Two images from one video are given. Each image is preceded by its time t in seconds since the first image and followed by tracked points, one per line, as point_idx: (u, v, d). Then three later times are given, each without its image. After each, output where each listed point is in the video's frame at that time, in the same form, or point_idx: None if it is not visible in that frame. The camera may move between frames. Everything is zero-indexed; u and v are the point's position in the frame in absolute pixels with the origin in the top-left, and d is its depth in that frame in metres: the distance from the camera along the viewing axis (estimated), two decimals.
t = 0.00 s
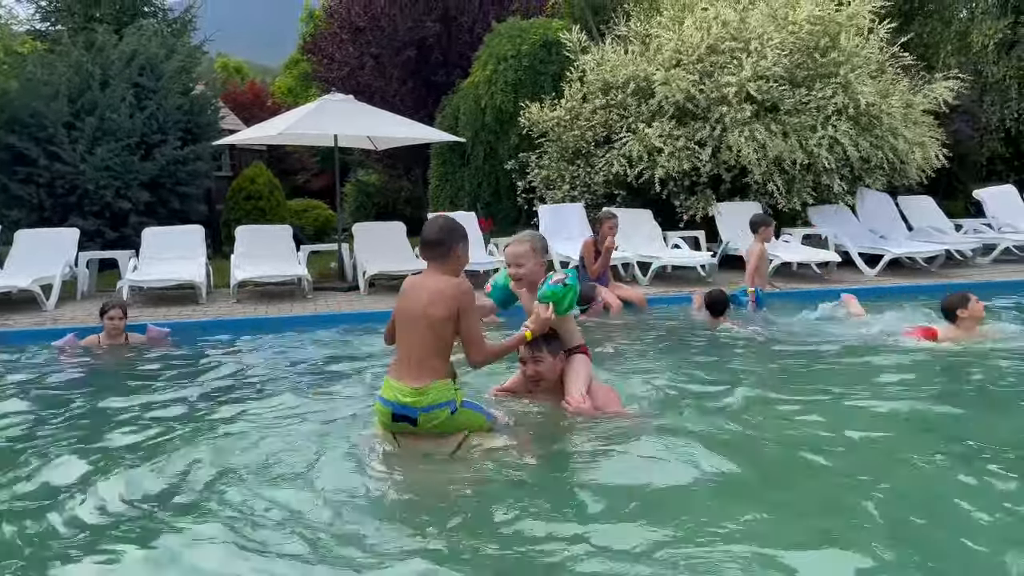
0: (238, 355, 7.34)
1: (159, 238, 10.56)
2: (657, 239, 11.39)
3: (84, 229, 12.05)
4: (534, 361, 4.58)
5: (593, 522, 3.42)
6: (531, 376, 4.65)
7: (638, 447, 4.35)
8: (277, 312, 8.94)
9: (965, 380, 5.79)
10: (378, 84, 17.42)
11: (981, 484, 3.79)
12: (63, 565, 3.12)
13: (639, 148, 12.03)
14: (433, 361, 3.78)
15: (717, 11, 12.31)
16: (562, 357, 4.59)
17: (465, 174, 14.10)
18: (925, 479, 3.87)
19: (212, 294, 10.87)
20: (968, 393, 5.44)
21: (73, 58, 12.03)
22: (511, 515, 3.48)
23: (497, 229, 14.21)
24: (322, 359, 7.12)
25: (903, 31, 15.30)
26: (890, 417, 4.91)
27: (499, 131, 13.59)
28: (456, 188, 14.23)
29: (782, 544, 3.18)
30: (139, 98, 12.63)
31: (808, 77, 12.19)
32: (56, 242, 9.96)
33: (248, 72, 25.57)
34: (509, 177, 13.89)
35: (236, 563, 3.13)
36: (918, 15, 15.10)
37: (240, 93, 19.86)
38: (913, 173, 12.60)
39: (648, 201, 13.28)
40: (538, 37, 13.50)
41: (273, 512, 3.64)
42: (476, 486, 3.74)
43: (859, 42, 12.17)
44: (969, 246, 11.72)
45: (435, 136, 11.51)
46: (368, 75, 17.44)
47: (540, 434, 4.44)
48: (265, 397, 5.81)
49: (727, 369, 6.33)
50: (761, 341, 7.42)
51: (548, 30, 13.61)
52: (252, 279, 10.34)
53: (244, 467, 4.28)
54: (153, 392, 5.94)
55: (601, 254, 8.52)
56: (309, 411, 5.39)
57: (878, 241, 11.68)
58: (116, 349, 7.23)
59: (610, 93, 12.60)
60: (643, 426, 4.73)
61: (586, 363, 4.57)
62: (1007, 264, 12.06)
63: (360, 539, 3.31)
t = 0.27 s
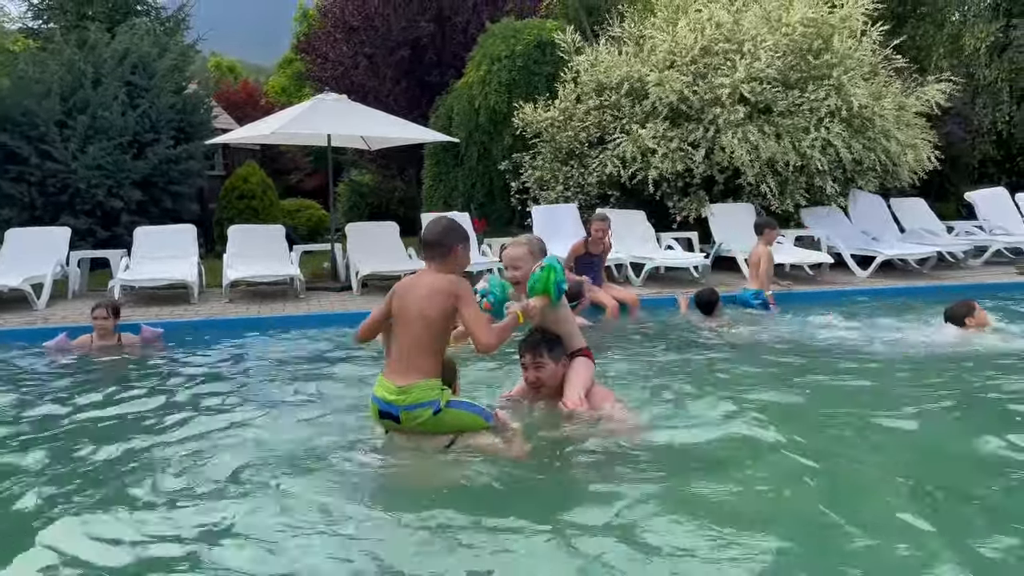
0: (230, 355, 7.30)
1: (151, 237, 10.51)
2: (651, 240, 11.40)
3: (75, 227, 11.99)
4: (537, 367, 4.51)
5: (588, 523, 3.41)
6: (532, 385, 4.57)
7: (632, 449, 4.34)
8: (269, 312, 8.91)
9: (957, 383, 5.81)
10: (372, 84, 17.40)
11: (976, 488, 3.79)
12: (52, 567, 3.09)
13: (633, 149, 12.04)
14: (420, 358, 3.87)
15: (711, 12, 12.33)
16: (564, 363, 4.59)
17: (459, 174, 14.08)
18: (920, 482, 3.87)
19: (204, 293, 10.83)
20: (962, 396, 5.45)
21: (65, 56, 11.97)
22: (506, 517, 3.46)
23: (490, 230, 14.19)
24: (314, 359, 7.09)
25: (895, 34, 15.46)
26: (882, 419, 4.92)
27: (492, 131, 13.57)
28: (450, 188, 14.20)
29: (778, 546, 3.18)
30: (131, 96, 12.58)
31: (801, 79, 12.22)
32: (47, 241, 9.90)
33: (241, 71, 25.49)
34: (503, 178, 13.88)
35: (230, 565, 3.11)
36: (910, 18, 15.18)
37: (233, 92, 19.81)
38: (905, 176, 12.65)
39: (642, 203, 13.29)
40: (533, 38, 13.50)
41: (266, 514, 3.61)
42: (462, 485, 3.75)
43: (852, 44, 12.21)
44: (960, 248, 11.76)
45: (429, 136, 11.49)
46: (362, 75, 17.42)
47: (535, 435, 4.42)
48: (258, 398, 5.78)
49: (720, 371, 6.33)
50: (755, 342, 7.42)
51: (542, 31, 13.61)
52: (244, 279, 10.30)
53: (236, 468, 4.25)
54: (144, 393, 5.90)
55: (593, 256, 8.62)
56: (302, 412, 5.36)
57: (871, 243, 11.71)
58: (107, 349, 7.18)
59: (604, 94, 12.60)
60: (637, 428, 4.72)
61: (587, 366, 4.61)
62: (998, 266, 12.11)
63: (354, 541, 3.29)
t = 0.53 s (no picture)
0: (224, 355, 7.28)
1: (145, 236, 10.48)
2: (645, 240, 11.41)
3: (68, 226, 11.95)
4: (531, 376, 4.49)
5: (583, 522, 3.41)
6: (527, 395, 4.54)
7: (626, 449, 4.35)
8: (263, 311, 8.89)
9: (950, 384, 5.83)
10: (367, 83, 17.40)
11: (969, 488, 3.81)
12: (44, 566, 3.08)
13: (628, 150, 12.05)
14: (420, 353, 3.87)
15: (706, 13, 12.36)
16: (560, 374, 4.54)
17: (454, 174, 14.03)
18: (914, 482, 3.88)
19: (198, 292, 10.79)
20: (956, 397, 5.48)
21: (59, 54, 11.92)
22: (500, 515, 3.47)
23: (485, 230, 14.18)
24: (308, 359, 7.08)
25: (890, 36, 15.54)
26: (875, 421, 4.94)
27: (487, 132, 13.57)
28: (445, 188, 14.19)
29: (772, 545, 3.19)
30: (125, 95, 12.54)
31: (795, 81, 12.26)
32: (40, 239, 9.87)
33: (236, 70, 25.41)
34: (498, 178, 13.88)
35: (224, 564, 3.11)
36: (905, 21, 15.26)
37: (228, 91, 19.77)
38: (899, 177, 12.70)
39: (636, 204, 13.30)
40: (528, 38, 13.51)
41: (261, 513, 3.61)
42: (457, 485, 3.74)
43: (846, 46, 12.25)
44: (953, 250, 11.80)
45: (424, 135, 11.47)
46: (357, 74, 17.40)
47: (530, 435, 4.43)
48: (252, 397, 5.78)
49: (714, 372, 6.34)
50: (749, 343, 7.45)
51: (537, 31, 13.62)
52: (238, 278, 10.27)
53: (231, 467, 4.25)
54: (138, 392, 5.89)
55: (587, 256, 8.62)
56: (296, 412, 5.35)
57: (864, 244, 11.74)
58: (100, 348, 7.16)
59: (598, 95, 12.62)
60: (632, 429, 4.74)
61: (584, 378, 4.54)
62: (990, 268, 12.16)
63: (349, 540, 3.29)
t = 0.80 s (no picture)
0: (219, 355, 7.27)
1: (140, 235, 10.45)
2: (641, 241, 11.42)
3: (63, 225, 11.92)
4: (538, 390, 4.48)
5: (580, 523, 3.41)
6: (529, 407, 4.52)
7: (622, 450, 4.36)
8: (258, 310, 8.88)
9: (943, 386, 5.86)
10: (363, 83, 17.39)
11: (961, 489, 3.83)
12: (38, 565, 3.08)
13: (623, 151, 12.06)
14: (417, 358, 3.90)
15: (702, 15, 12.37)
16: (566, 394, 4.55)
17: (449, 174, 14.01)
18: (910, 483, 3.89)
19: (193, 292, 10.77)
20: (951, 399, 5.49)
21: (54, 52, 11.89)
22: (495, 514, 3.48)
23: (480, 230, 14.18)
24: (303, 359, 7.07)
25: (885, 38, 15.60)
26: (868, 422, 4.96)
27: (483, 132, 13.57)
28: (440, 188, 14.17)
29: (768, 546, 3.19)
30: (120, 93, 12.51)
31: (791, 82, 12.29)
32: (34, 238, 9.84)
33: (231, 69, 25.35)
34: (493, 178, 13.88)
35: (219, 565, 3.10)
36: (900, 23, 15.32)
37: (223, 90, 19.74)
38: (893, 179, 12.73)
39: (632, 204, 13.31)
40: (524, 38, 13.51)
41: (256, 513, 3.62)
42: (454, 484, 3.74)
43: (841, 48, 12.28)
44: (948, 251, 11.83)
45: (420, 135, 11.47)
46: (353, 73, 17.40)
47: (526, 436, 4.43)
48: (247, 397, 5.77)
49: (708, 373, 6.36)
50: (744, 345, 7.46)
51: (533, 32, 13.62)
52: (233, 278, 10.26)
53: (226, 467, 4.25)
54: (133, 391, 5.88)
55: (583, 256, 8.58)
56: (291, 412, 5.35)
57: (859, 246, 11.77)
58: (94, 347, 7.13)
59: (594, 96, 12.62)
60: (628, 430, 4.74)
61: (589, 402, 4.57)
62: (984, 270, 12.20)
63: (345, 541, 3.28)
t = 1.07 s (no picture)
0: (217, 355, 7.26)
1: (138, 235, 10.44)
2: (639, 242, 11.42)
3: (61, 225, 11.91)
4: (539, 387, 4.49)
5: (580, 527, 3.39)
6: (530, 405, 4.53)
7: (620, 451, 4.36)
8: (256, 311, 8.87)
9: (942, 387, 5.86)
10: (361, 84, 17.41)
11: (959, 490, 3.84)
12: (36, 566, 3.08)
13: (622, 151, 12.06)
14: (422, 356, 3.80)
15: (700, 16, 12.38)
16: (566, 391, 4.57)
17: (448, 175, 14.00)
18: (910, 485, 3.89)
19: (191, 293, 10.76)
20: (949, 401, 5.49)
21: (52, 52, 11.88)
22: (492, 515, 3.48)
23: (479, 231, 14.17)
24: (301, 360, 7.06)
25: (883, 40, 15.64)
26: (866, 423, 4.96)
27: (482, 133, 13.57)
28: (439, 189, 14.16)
29: (770, 549, 3.19)
30: (119, 94, 12.50)
31: (789, 83, 12.30)
32: (33, 238, 9.83)
33: (230, 70, 25.34)
34: (492, 179, 13.88)
35: (217, 567, 3.10)
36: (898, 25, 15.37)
37: (221, 90, 19.75)
38: (892, 181, 12.75)
39: (631, 206, 13.31)
40: (522, 40, 13.52)
41: (254, 513, 3.61)
42: (453, 487, 3.74)
43: (839, 49, 12.30)
44: (946, 253, 11.84)
45: (418, 136, 11.46)
46: (352, 74, 17.41)
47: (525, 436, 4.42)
48: (246, 398, 5.76)
49: (707, 374, 6.36)
50: (742, 346, 7.46)
51: (532, 33, 13.63)
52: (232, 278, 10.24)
53: (224, 467, 4.25)
54: (132, 392, 5.87)
55: (581, 256, 8.57)
56: (289, 412, 5.34)
57: (857, 247, 11.77)
58: (92, 348, 7.12)
59: (593, 97, 12.63)
60: (630, 432, 4.73)
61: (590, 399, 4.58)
62: (982, 271, 12.22)
63: (343, 544, 3.27)
